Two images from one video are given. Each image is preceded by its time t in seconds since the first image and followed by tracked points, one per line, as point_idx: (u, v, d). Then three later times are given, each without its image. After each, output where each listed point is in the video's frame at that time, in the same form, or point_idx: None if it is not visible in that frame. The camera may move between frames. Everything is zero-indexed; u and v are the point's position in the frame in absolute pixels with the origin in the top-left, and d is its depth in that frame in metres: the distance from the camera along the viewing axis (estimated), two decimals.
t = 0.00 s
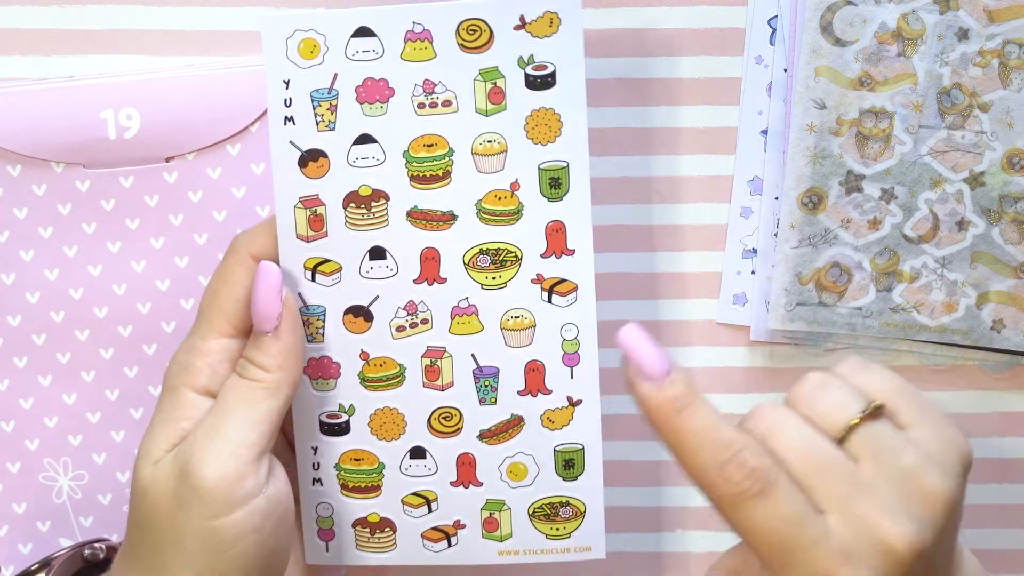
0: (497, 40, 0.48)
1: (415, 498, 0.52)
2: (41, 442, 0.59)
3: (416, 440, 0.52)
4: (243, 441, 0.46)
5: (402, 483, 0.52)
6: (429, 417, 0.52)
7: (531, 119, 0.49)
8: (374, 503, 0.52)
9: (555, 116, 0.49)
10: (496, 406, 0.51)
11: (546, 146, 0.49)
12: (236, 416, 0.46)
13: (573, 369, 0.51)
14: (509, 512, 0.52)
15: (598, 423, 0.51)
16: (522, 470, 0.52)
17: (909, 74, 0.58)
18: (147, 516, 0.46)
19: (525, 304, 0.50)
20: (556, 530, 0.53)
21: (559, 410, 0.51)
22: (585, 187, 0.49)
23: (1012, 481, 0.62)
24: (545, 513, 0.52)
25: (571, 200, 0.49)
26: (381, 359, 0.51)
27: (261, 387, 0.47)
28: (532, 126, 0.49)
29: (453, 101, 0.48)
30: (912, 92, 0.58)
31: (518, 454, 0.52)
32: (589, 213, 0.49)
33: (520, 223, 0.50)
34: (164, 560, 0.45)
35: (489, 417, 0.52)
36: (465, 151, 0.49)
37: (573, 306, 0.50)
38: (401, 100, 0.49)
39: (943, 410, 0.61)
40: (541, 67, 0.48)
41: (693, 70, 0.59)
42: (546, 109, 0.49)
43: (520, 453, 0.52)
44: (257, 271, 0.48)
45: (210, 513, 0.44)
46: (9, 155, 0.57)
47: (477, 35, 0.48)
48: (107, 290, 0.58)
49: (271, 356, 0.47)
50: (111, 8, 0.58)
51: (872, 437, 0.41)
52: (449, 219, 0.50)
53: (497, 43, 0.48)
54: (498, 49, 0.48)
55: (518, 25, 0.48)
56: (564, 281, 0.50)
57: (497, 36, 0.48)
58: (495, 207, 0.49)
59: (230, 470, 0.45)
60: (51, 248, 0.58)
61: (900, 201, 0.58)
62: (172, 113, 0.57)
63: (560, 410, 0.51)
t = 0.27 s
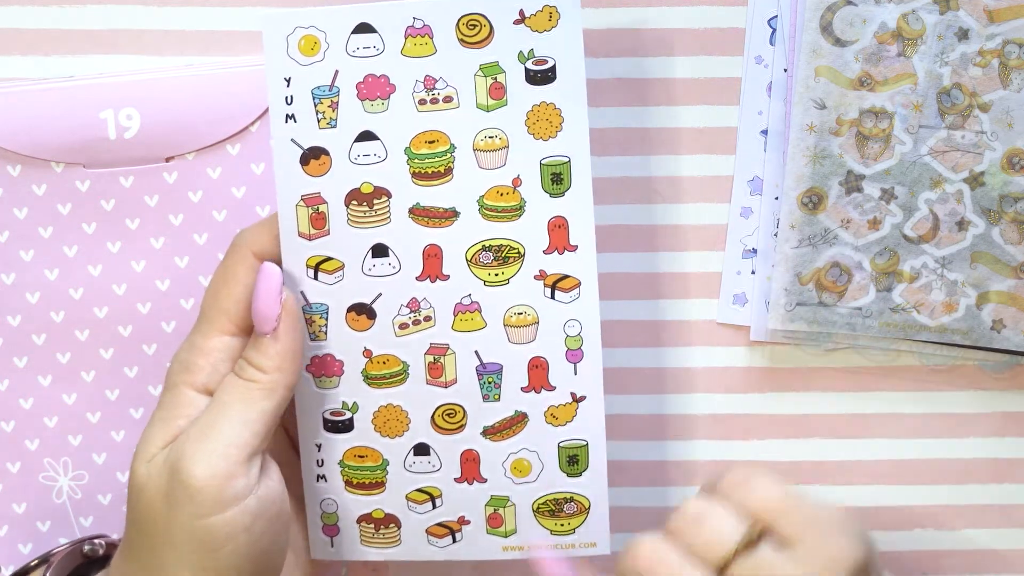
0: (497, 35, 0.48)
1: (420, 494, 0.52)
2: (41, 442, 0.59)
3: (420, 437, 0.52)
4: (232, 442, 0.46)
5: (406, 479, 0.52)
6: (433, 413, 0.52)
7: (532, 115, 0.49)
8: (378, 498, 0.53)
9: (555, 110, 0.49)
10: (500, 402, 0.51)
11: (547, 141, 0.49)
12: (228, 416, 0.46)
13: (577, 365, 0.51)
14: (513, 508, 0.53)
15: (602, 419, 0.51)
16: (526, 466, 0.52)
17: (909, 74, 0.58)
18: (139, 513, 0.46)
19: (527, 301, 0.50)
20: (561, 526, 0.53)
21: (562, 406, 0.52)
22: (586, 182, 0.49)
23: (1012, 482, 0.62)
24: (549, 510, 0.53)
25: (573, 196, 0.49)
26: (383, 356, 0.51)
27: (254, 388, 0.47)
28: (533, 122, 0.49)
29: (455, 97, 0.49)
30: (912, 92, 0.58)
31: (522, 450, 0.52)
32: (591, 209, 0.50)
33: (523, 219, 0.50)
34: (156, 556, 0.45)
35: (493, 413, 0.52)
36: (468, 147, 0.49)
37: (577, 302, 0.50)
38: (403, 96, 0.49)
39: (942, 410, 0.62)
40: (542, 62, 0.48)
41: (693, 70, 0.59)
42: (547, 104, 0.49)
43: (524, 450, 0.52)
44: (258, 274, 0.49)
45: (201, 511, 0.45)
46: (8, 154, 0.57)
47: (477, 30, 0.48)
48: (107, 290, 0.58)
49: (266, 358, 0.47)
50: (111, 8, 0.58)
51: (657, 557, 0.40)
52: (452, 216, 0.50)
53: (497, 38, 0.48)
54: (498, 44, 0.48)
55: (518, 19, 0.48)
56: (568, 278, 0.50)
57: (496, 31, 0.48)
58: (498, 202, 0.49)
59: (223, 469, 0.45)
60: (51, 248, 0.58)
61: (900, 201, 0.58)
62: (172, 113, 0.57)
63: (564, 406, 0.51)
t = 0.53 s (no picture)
0: (527, 43, 0.48)
1: (431, 495, 0.52)
2: (41, 442, 0.59)
3: (434, 439, 0.52)
4: (174, 477, 0.38)
5: (418, 480, 0.52)
6: (447, 418, 0.52)
7: (558, 126, 0.49)
8: (390, 497, 0.53)
9: (583, 122, 0.49)
10: (514, 409, 0.51)
11: (573, 153, 0.49)
12: (164, 449, 0.38)
13: (594, 377, 0.51)
14: (524, 513, 0.53)
15: (617, 429, 0.51)
16: (538, 473, 0.52)
17: (909, 74, 0.58)
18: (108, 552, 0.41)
19: (546, 309, 0.50)
20: (570, 532, 0.53)
21: (576, 417, 0.51)
22: (612, 196, 0.49)
23: (1012, 482, 0.62)
24: (560, 517, 0.53)
25: (597, 208, 0.49)
26: (400, 360, 0.51)
27: (183, 419, 0.38)
28: (558, 132, 0.49)
29: (480, 104, 0.49)
30: (912, 92, 0.58)
31: (536, 457, 0.52)
32: (615, 223, 0.50)
33: (545, 227, 0.50)
34: None
35: (505, 421, 0.51)
36: (492, 155, 0.49)
37: (595, 314, 0.50)
38: (428, 101, 0.49)
39: (942, 410, 0.62)
40: (571, 73, 0.49)
41: (693, 71, 0.59)
42: (573, 115, 0.49)
43: (537, 457, 0.52)
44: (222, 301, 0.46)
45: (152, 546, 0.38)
46: (9, 155, 0.57)
47: (506, 37, 0.48)
48: (108, 290, 0.58)
49: (188, 384, 0.37)
50: (111, 8, 0.58)
51: None
52: (473, 223, 0.50)
53: (527, 46, 0.49)
54: (528, 53, 0.49)
55: (549, 29, 0.48)
56: (587, 289, 0.50)
57: (526, 39, 0.48)
58: (520, 211, 0.50)
59: (162, 501, 0.38)
60: (51, 248, 0.58)
61: (901, 201, 0.58)
62: (172, 113, 0.57)
63: (579, 417, 0.51)
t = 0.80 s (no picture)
0: (539, 43, 0.48)
1: (441, 498, 0.52)
2: (41, 442, 0.59)
3: (444, 442, 0.52)
4: (153, 487, 0.37)
5: (428, 483, 0.52)
6: (458, 420, 0.52)
7: (570, 127, 0.49)
8: (401, 499, 0.53)
9: (595, 124, 0.49)
10: (525, 412, 0.51)
11: (584, 154, 0.49)
12: (142, 459, 0.38)
13: (605, 380, 0.51)
14: (535, 517, 0.52)
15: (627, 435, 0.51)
16: (549, 476, 0.52)
17: (909, 74, 0.58)
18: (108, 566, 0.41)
19: (557, 312, 0.50)
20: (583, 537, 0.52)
21: (587, 420, 0.51)
22: (623, 198, 0.49)
23: (1012, 482, 0.62)
24: (571, 520, 0.52)
25: (609, 210, 0.49)
26: (411, 361, 0.51)
27: (158, 429, 0.37)
28: (570, 134, 0.49)
29: (492, 105, 0.49)
30: (912, 92, 0.58)
31: (546, 460, 0.52)
32: (627, 224, 0.49)
33: (556, 229, 0.50)
34: None
35: (516, 423, 0.51)
36: (503, 155, 0.49)
37: (606, 317, 0.50)
38: (440, 101, 0.49)
39: (942, 410, 0.62)
40: (583, 74, 0.49)
41: (693, 71, 0.59)
42: (585, 116, 0.49)
43: (548, 460, 0.52)
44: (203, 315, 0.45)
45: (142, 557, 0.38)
46: (9, 154, 0.57)
47: (519, 38, 0.48)
48: (108, 290, 0.58)
49: (160, 393, 0.37)
50: (111, 7, 0.58)
51: None
52: (485, 224, 0.50)
53: (540, 46, 0.48)
54: (540, 53, 0.48)
55: (561, 30, 0.48)
56: (599, 292, 0.50)
57: (539, 39, 0.48)
58: (531, 213, 0.50)
59: (146, 513, 0.37)
60: (51, 248, 0.58)
61: (900, 201, 0.58)
62: (172, 113, 0.57)
63: (590, 421, 0.51)
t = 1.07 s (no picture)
0: (551, 47, 0.49)
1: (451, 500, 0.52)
2: (41, 442, 0.59)
3: (454, 444, 0.52)
4: (158, 493, 0.38)
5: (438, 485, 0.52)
6: (468, 424, 0.52)
7: (580, 131, 0.49)
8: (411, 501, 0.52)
9: (605, 129, 0.49)
10: (534, 417, 0.51)
11: (594, 159, 0.49)
12: (148, 464, 0.38)
13: (614, 385, 0.51)
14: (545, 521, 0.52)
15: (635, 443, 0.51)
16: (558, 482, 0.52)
17: (909, 74, 0.58)
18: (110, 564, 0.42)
19: (567, 317, 0.50)
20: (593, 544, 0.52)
21: (597, 426, 0.51)
22: (631, 203, 0.49)
23: (1012, 481, 0.62)
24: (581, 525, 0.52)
25: (618, 215, 0.49)
26: (421, 365, 0.51)
27: (164, 437, 0.38)
28: (580, 139, 0.49)
29: (503, 109, 0.49)
30: (912, 92, 0.58)
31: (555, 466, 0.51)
32: (635, 229, 0.49)
33: (566, 233, 0.50)
34: None
35: (526, 429, 0.51)
36: (514, 160, 0.49)
37: (616, 322, 0.50)
38: (451, 105, 0.49)
39: (942, 410, 0.62)
40: (593, 78, 0.49)
41: (693, 71, 0.59)
42: (596, 121, 0.49)
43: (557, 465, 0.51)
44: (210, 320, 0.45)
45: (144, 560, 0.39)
46: (8, 155, 0.57)
47: (530, 42, 0.49)
48: (108, 290, 0.58)
49: (167, 402, 0.37)
50: (112, 8, 0.58)
51: (526, 524, 0.42)
52: (494, 228, 0.50)
53: (551, 51, 0.49)
54: (551, 58, 0.49)
55: (571, 34, 0.49)
56: (609, 297, 0.50)
57: (550, 43, 0.48)
58: (541, 217, 0.50)
59: (149, 519, 0.38)
60: (51, 248, 0.58)
61: (900, 201, 0.58)
62: (172, 113, 0.57)
63: (599, 426, 0.51)
